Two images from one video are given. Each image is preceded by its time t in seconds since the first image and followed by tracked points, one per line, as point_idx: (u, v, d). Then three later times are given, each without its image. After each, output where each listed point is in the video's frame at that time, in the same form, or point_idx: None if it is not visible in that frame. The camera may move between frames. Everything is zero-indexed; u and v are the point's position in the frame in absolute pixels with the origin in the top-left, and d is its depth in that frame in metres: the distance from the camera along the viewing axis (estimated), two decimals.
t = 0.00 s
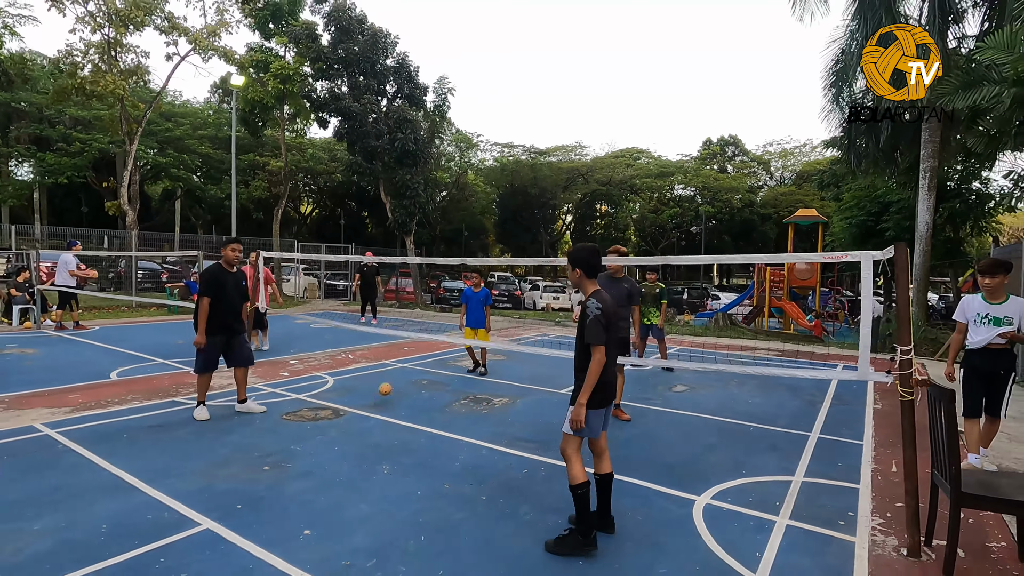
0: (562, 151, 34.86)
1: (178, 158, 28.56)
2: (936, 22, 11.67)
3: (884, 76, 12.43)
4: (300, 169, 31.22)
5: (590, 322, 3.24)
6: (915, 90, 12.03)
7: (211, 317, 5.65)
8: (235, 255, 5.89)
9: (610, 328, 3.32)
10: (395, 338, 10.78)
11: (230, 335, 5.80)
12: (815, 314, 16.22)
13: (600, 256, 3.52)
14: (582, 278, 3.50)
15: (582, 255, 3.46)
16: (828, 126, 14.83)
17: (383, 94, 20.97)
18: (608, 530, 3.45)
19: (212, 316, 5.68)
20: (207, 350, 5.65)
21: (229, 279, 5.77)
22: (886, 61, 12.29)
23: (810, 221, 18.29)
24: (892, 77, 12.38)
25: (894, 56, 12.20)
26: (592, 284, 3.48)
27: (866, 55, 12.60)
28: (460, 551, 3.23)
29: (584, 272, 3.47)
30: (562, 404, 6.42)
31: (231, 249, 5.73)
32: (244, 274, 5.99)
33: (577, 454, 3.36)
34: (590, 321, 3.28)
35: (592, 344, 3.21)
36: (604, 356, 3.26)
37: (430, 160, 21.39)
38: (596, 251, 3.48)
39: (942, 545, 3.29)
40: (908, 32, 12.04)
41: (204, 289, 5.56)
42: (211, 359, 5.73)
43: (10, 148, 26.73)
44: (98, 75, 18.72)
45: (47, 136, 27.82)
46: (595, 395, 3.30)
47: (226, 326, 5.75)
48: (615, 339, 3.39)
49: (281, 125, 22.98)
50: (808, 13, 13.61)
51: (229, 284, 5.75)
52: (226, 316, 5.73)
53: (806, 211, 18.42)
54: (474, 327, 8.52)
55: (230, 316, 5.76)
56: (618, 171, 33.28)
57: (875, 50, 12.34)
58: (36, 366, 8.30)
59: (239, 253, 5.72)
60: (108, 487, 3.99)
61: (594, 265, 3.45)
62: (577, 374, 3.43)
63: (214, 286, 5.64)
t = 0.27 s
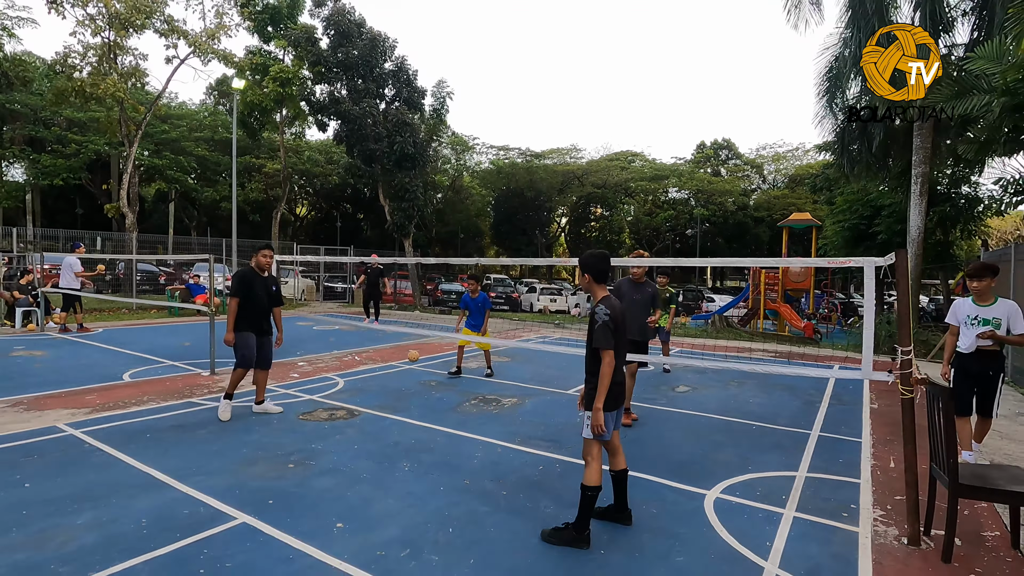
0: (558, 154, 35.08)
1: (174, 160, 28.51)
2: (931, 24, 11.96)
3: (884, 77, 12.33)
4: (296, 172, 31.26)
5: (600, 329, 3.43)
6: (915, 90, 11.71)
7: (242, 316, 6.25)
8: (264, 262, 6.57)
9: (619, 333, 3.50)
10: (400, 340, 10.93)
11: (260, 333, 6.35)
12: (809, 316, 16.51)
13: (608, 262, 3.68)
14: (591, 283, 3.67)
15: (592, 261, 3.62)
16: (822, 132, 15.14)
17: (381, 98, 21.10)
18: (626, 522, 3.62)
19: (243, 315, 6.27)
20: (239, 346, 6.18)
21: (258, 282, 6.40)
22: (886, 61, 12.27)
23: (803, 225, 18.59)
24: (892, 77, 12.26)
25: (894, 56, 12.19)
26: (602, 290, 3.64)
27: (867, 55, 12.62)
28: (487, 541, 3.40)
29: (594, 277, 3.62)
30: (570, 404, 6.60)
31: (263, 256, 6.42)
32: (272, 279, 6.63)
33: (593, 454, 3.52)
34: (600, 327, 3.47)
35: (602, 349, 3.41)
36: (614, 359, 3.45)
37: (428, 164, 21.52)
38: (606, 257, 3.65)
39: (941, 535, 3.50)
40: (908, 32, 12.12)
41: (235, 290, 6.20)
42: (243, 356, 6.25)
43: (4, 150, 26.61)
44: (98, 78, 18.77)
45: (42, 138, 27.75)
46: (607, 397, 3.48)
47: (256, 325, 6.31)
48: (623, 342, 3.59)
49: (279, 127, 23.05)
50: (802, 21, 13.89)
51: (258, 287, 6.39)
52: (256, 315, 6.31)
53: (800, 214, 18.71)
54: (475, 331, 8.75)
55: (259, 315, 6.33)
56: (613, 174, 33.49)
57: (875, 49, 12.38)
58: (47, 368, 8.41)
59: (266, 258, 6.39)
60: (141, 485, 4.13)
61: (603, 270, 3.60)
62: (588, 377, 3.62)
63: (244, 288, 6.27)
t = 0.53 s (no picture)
0: (554, 159, 35.32)
1: (173, 164, 28.51)
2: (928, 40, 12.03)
3: (883, 77, 12.43)
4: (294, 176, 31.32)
5: (611, 333, 3.50)
6: (915, 90, 11.79)
7: (270, 318, 6.50)
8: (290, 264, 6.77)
9: (633, 337, 3.57)
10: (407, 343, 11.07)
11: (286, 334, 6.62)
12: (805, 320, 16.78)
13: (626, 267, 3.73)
14: (608, 287, 3.73)
15: (607, 266, 3.68)
16: (818, 139, 15.45)
17: (382, 103, 21.27)
18: (650, 514, 3.80)
19: (270, 318, 6.52)
20: (267, 348, 6.46)
21: (285, 285, 6.61)
22: (883, 62, 12.36)
23: (800, 231, 18.87)
24: (892, 77, 12.33)
25: (895, 56, 12.24)
26: (618, 294, 3.70)
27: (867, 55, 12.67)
28: (521, 533, 3.56)
29: (610, 282, 3.69)
30: (583, 405, 6.76)
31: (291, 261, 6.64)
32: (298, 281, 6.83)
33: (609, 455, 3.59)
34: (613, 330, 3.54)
35: (612, 353, 3.47)
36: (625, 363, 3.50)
37: (429, 168, 21.68)
38: (621, 262, 3.69)
39: (950, 527, 3.70)
40: (908, 33, 12.19)
41: (263, 293, 6.43)
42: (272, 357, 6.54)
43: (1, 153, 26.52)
44: (101, 82, 18.82)
45: (39, 141, 27.69)
46: (617, 400, 3.54)
47: (284, 326, 6.58)
48: (639, 345, 3.62)
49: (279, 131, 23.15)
50: (800, 30, 14.19)
51: (285, 290, 6.60)
52: (282, 318, 6.57)
53: (796, 220, 18.99)
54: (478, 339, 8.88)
55: (286, 317, 6.59)
56: (609, 179, 33.71)
57: (876, 49, 12.43)
58: (62, 370, 8.51)
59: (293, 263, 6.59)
60: (178, 482, 4.27)
61: (616, 275, 3.66)
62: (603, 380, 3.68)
63: (272, 291, 6.48)
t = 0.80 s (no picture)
0: (546, 165, 35.55)
1: (164, 168, 28.35)
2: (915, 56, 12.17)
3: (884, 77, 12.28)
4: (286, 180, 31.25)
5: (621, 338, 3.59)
6: (916, 89, 12.00)
7: (286, 324, 6.59)
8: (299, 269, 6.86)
9: (648, 343, 3.60)
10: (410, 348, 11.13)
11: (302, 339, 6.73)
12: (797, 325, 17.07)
13: (645, 272, 3.74)
14: (627, 292, 3.79)
15: (624, 272, 3.74)
16: (809, 146, 15.78)
17: (378, 108, 21.34)
18: (662, 517, 3.82)
19: (286, 323, 6.62)
20: (285, 353, 6.56)
21: (297, 290, 6.71)
22: (885, 62, 12.23)
23: (791, 236, 19.17)
24: (892, 77, 12.22)
25: (894, 56, 12.19)
26: (637, 299, 3.72)
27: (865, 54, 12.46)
28: (550, 531, 3.67)
29: (629, 287, 3.72)
30: (592, 408, 6.88)
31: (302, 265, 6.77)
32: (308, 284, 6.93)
33: (631, 457, 3.65)
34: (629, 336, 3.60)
35: (621, 357, 3.55)
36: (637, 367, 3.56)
37: (424, 174, 21.76)
38: (638, 267, 3.72)
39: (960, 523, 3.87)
40: (907, 32, 12.14)
41: (277, 299, 6.53)
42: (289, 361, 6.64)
43: None
44: (95, 86, 18.70)
45: (28, 144, 27.39)
46: (632, 404, 3.60)
47: (299, 331, 6.67)
48: (656, 349, 3.65)
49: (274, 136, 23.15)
50: (792, 40, 14.48)
51: (297, 294, 6.70)
52: (297, 322, 6.66)
53: (787, 225, 19.31)
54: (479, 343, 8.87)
55: (301, 322, 6.69)
56: (601, 184, 33.93)
57: (876, 49, 12.29)
58: (67, 376, 8.50)
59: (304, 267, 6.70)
60: (206, 486, 4.34)
61: (633, 281, 3.69)
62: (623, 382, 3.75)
63: (285, 296, 6.59)
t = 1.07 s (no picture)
0: (530, 167, 35.76)
1: (142, 168, 27.89)
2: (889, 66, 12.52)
3: (885, 75, 12.60)
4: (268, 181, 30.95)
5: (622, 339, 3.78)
6: (916, 88, 12.11)
7: (280, 328, 6.64)
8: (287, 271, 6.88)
9: (649, 344, 3.78)
10: (401, 350, 11.22)
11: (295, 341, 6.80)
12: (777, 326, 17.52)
13: (648, 277, 3.90)
14: (631, 296, 3.97)
15: (627, 277, 3.93)
16: (788, 151, 16.23)
17: (363, 109, 21.32)
18: (657, 514, 3.96)
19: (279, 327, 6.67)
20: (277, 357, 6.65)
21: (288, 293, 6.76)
22: (886, 61, 12.58)
23: (771, 239, 19.63)
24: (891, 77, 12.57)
25: (894, 56, 12.56)
26: (640, 303, 3.90)
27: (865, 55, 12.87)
28: (558, 525, 3.83)
29: (633, 291, 3.90)
30: (586, 408, 7.07)
31: (286, 266, 6.75)
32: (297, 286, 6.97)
33: (635, 454, 3.81)
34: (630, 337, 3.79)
35: (623, 358, 3.74)
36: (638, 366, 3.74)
37: (410, 176, 21.80)
38: (641, 272, 3.89)
39: (939, 513, 4.12)
40: (908, 33, 12.58)
41: (271, 304, 6.56)
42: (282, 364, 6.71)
43: None
44: (73, 84, 18.37)
45: None
46: (635, 403, 3.77)
47: (293, 334, 6.75)
48: (658, 349, 3.81)
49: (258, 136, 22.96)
50: (772, 48, 14.89)
51: (288, 297, 6.75)
52: (291, 325, 6.73)
53: (767, 229, 19.76)
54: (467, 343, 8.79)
55: (294, 325, 6.76)
56: (584, 187, 34.21)
57: (876, 50, 12.63)
58: (57, 380, 8.43)
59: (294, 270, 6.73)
60: (217, 487, 4.42)
61: (634, 286, 3.85)
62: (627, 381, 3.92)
63: (279, 300, 6.63)
